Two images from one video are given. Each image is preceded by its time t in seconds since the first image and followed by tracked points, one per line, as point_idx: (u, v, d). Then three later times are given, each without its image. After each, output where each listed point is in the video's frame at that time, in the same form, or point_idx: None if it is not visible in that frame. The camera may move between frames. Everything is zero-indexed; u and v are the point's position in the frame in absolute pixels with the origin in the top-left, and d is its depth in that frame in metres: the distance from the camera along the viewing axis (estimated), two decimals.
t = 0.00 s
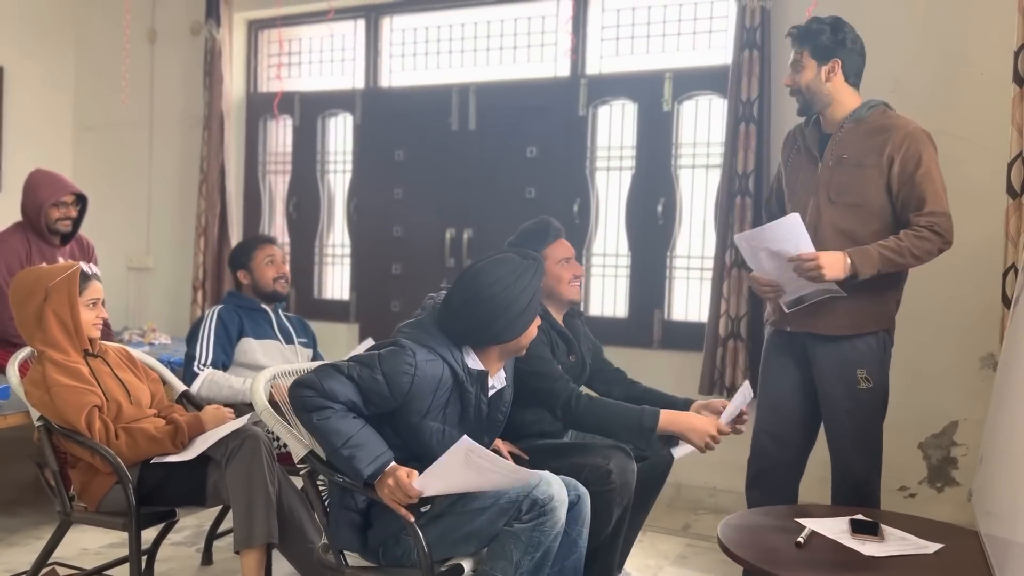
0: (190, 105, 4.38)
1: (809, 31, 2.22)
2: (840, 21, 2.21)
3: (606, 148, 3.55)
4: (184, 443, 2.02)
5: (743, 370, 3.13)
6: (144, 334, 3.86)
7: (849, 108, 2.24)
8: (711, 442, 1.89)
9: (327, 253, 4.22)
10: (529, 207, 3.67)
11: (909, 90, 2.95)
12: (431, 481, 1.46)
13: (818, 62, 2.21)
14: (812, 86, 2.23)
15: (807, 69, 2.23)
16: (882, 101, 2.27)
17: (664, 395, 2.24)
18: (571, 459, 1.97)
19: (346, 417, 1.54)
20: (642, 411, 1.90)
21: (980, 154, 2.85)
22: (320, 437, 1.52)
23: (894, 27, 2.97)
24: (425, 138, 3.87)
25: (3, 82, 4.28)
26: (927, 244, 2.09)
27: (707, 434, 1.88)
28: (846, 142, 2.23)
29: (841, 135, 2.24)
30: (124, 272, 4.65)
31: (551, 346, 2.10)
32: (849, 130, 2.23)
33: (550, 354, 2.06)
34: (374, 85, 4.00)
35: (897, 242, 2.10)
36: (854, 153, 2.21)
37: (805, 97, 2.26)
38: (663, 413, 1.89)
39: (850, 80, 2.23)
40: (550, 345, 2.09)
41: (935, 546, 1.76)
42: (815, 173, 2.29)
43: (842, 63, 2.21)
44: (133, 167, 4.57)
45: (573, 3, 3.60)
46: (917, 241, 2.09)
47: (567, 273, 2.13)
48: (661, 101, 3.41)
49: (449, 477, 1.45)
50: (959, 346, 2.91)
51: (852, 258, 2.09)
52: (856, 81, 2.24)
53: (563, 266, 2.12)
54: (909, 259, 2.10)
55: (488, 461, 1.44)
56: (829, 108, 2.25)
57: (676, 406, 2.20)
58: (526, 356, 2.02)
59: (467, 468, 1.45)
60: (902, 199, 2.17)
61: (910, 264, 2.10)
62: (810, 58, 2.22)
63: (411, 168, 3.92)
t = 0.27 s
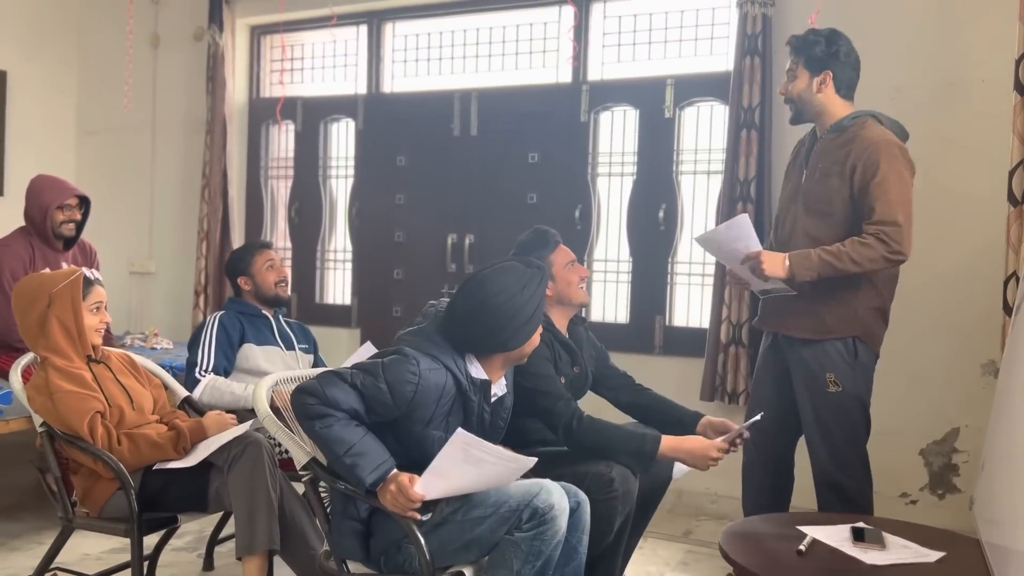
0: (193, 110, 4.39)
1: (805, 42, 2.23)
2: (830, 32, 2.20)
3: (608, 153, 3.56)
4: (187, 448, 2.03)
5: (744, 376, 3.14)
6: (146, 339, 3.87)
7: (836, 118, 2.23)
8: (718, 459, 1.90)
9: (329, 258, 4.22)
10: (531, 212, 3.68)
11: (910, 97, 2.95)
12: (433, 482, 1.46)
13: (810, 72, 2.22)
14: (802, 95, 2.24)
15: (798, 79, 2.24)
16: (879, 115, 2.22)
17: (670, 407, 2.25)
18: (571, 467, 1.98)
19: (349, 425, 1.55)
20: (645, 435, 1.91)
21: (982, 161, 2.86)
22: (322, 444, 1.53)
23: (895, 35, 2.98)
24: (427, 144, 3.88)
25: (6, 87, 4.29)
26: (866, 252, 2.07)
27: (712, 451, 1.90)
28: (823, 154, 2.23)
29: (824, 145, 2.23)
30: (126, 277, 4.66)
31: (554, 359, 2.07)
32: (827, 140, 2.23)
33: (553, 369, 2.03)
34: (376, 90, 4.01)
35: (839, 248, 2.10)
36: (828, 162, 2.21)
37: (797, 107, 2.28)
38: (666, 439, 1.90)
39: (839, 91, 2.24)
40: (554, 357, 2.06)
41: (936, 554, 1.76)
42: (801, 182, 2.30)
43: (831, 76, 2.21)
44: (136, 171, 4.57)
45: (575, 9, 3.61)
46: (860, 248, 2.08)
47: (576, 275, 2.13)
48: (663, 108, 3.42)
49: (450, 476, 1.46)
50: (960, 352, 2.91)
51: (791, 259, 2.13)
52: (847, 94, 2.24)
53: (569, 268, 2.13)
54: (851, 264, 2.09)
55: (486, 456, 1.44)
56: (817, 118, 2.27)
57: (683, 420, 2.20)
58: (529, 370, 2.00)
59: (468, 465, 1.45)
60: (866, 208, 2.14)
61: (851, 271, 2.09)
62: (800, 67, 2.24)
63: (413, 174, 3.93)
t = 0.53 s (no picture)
0: (196, 112, 4.40)
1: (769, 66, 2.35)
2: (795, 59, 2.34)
3: (610, 157, 3.56)
4: (190, 450, 2.03)
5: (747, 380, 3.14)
6: (149, 341, 3.87)
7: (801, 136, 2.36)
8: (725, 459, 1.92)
9: (332, 261, 4.23)
10: (533, 216, 3.68)
11: (913, 101, 2.96)
12: (434, 483, 1.47)
13: (776, 95, 2.36)
14: (770, 115, 2.38)
15: (765, 100, 2.37)
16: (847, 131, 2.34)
17: (674, 412, 2.25)
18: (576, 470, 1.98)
19: (353, 428, 1.55)
20: (648, 439, 1.92)
21: (984, 166, 2.86)
22: (326, 448, 1.53)
23: (898, 40, 2.98)
24: (430, 147, 3.89)
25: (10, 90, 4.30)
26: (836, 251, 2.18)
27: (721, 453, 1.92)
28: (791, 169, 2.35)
29: (791, 161, 2.36)
30: (128, 279, 4.67)
31: (557, 363, 2.07)
32: (793, 155, 2.36)
33: (555, 372, 2.03)
34: (379, 94, 4.02)
35: (814, 250, 2.20)
36: (794, 177, 2.34)
37: (766, 127, 2.42)
38: (669, 443, 1.92)
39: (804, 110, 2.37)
40: (556, 362, 2.07)
41: (939, 559, 1.75)
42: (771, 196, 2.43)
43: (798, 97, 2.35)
44: (139, 174, 4.58)
45: (578, 13, 3.61)
46: (832, 248, 2.19)
47: (585, 293, 2.09)
48: (665, 112, 3.42)
49: (452, 475, 1.46)
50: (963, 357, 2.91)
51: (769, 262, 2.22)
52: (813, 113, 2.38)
53: (581, 286, 2.08)
54: (825, 263, 2.19)
55: (488, 450, 1.44)
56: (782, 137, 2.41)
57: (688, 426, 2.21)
58: (534, 375, 1.99)
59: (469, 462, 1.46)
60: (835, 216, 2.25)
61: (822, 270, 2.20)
62: (766, 90, 2.37)
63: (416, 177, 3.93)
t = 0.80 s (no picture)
0: (200, 113, 4.41)
1: (727, 84, 2.57)
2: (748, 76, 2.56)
3: (614, 159, 3.56)
4: (192, 452, 2.03)
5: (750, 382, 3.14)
6: (152, 342, 3.88)
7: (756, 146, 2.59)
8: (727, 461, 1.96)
9: (335, 262, 4.23)
10: (536, 218, 3.69)
11: (916, 104, 2.96)
12: (441, 477, 1.49)
13: (732, 108, 2.58)
14: (727, 129, 2.61)
15: (722, 113, 2.61)
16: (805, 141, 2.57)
17: (676, 416, 2.25)
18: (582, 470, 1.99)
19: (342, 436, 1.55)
20: (654, 437, 1.93)
21: (988, 169, 2.86)
22: (319, 462, 1.53)
23: (901, 42, 2.98)
24: (433, 149, 3.89)
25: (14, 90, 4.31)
26: (795, 260, 2.38)
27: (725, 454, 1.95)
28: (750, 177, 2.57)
29: (750, 170, 2.58)
30: (131, 280, 4.67)
31: (562, 365, 2.07)
32: (750, 166, 2.59)
33: (561, 373, 2.04)
34: (382, 95, 4.03)
35: (775, 259, 2.40)
36: (752, 186, 2.55)
37: (724, 139, 2.65)
38: (675, 441, 1.93)
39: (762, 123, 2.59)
40: (561, 364, 2.07)
41: (942, 563, 1.75)
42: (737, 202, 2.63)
43: (752, 108, 2.57)
44: (143, 175, 4.59)
45: (581, 15, 3.61)
46: (792, 257, 2.39)
47: (593, 320, 2.08)
48: (668, 114, 3.42)
49: (456, 466, 1.49)
50: (966, 360, 2.91)
51: (737, 273, 2.41)
52: (765, 124, 2.60)
53: (592, 310, 2.07)
54: (787, 272, 2.39)
55: (488, 434, 1.49)
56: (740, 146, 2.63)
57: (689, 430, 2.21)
58: (539, 376, 1.99)
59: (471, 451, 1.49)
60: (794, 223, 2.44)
61: (780, 279, 2.40)
62: (724, 107, 2.60)
63: (419, 179, 3.93)
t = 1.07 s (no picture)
0: (204, 112, 4.41)
1: (690, 93, 2.52)
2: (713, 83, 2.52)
3: (617, 158, 3.56)
4: (195, 452, 2.03)
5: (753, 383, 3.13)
6: (155, 341, 3.88)
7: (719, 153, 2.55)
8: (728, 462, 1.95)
9: (338, 262, 4.23)
10: (539, 217, 3.69)
11: (921, 104, 2.95)
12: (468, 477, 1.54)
13: (696, 116, 2.53)
14: (693, 135, 2.56)
15: (687, 121, 2.55)
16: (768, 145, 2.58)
17: (678, 417, 2.25)
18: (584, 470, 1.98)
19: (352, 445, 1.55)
20: (653, 436, 1.93)
21: (993, 169, 2.85)
22: (335, 476, 1.53)
23: (906, 42, 2.98)
24: (436, 148, 3.89)
25: (18, 90, 4.31)
26: (760, 259, 2.39)
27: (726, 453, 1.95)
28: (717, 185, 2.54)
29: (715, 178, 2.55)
30: (135, 279, 4.68)
31: (563, 367, 2.08)
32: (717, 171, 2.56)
33: (562, 374, 2.04)
34: (386, 95, 4.03)
35: (741, 258, 2.41)
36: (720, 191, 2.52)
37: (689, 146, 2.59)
38: (676, 440, 1.93)
39: (724, 128, 2.55)
40: (562, 365, 2.07)
41: (945, 564, 1.75)
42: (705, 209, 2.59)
43: (716, 116, 2.53)
44: (147, 174, 4.60)
45: (586, 15, 3.61)
46: (757, 256, 2.40)
47: (597, 328, 2.10)
48: (672, 114, 3.42)
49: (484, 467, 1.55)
50: (970, 361, 2.90)
51: (704, 272, 2.43)
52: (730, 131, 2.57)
53: (597, 320, 2.09)
54: (750, 271, 2.40)
55: (513, 435, 1.57)
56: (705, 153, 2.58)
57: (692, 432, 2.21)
58: (541, 376, 2.00)
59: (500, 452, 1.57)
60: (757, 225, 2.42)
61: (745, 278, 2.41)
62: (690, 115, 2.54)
63: (423, 178, 3.94)
